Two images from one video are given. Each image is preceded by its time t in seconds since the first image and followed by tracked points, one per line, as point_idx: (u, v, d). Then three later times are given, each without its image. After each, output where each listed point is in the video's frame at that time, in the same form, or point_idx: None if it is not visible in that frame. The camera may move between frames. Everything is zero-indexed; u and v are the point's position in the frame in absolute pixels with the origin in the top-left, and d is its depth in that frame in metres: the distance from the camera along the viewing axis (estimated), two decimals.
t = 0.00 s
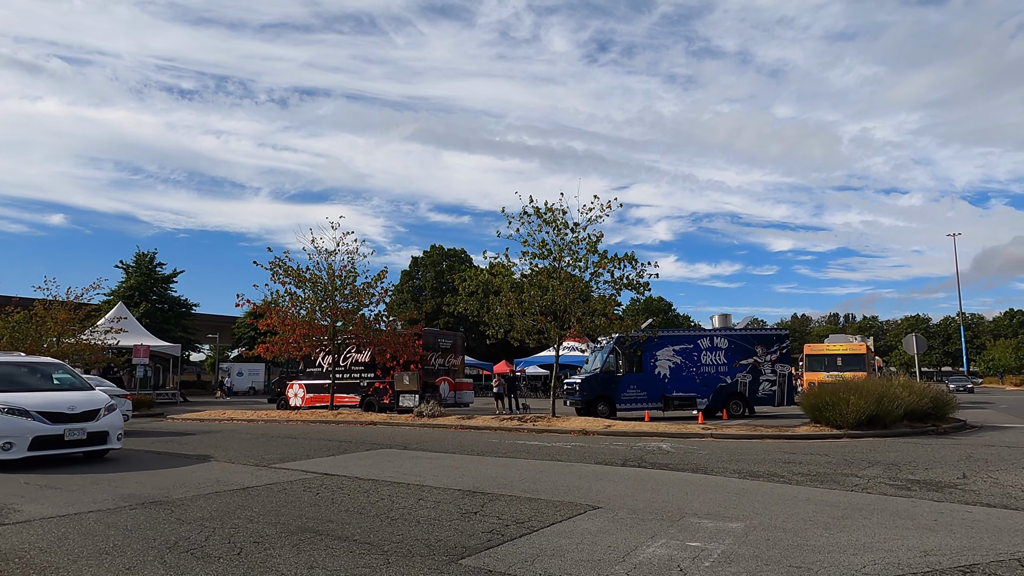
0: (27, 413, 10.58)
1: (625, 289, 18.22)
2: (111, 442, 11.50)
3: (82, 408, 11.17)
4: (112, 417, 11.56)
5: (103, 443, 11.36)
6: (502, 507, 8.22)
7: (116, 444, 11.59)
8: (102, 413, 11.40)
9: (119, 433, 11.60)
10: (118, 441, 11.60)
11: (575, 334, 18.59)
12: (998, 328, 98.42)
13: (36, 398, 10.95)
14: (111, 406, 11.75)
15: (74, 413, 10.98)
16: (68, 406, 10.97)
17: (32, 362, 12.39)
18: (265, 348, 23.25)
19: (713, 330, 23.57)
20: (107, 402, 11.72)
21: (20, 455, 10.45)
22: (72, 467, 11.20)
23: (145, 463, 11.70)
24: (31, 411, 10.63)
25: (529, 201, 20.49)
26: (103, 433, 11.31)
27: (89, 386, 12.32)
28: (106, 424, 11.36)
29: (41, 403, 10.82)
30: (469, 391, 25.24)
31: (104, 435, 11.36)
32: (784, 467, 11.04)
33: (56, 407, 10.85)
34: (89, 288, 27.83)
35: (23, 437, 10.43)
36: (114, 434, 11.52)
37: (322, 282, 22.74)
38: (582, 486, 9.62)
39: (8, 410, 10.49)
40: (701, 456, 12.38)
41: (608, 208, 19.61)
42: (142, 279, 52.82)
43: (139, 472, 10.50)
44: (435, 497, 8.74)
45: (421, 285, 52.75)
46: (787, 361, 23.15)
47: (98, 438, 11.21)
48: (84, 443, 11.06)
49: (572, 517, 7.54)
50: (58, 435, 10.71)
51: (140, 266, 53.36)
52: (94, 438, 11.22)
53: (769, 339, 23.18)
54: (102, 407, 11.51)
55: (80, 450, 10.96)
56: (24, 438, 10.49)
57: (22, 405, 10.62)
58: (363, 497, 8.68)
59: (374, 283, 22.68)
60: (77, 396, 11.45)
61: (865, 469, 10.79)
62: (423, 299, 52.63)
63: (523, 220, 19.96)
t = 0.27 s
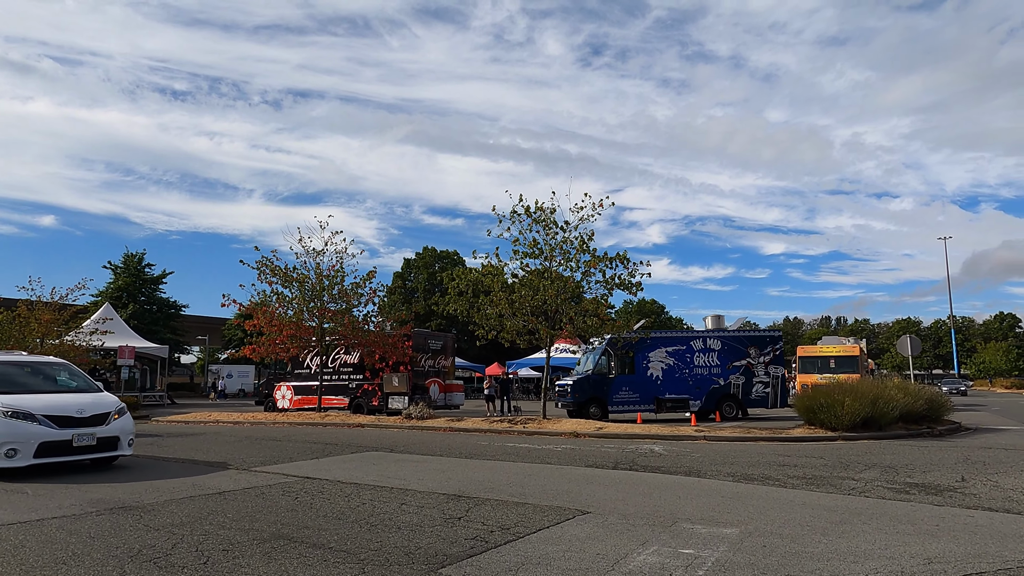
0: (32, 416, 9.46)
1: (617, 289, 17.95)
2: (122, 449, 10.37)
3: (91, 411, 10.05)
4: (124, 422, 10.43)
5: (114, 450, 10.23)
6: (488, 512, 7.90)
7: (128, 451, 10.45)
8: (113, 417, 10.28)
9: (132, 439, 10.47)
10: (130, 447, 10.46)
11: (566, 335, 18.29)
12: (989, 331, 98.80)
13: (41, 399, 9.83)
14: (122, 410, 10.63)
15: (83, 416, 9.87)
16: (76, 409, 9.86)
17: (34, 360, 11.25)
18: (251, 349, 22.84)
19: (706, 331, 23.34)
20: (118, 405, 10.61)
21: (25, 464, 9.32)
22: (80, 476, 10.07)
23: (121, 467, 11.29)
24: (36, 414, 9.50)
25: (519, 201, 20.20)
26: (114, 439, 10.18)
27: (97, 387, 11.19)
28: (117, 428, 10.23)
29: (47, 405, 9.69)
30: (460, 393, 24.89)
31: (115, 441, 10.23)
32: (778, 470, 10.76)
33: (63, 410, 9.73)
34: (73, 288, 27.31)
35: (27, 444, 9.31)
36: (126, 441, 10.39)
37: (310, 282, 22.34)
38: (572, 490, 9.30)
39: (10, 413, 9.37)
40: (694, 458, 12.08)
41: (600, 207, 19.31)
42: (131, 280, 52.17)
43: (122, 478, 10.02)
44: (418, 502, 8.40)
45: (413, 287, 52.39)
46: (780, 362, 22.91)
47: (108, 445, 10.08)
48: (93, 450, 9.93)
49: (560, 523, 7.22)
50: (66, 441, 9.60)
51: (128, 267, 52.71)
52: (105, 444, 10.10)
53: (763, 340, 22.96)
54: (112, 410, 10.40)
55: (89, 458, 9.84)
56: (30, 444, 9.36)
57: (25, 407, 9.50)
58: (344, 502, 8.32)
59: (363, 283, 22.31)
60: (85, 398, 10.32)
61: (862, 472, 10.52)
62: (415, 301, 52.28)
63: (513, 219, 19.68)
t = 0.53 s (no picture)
0: (32, 427, 8.71)
1: (606, 294, 17.67)
2: (128, 462, 9.58)
3: (95, 422, 9.30)
4: (131, 433, 9.66)
5: (120, 464, 9.45)
6: (470, 526, 7.55)
7: (135, 464, 9.67)
8: (119, 428, 9.52)
9: (138, 452, 9.69)
10: (136, 461, 9.68)
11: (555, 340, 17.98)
12: (975, 336, 99.52)
13: (41, 409, 9.07)
14: (128, 420, 9.87)
15: (87, 427, 9.11)
16: (79, 419, 9.11)
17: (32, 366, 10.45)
18: (233, 354, 22.40)
19: (695, 335, 23.12)
20: (124, 415, 9.85)
21: (25, 480, 8.54)
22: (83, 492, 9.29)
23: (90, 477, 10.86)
24: (36, 424, 8.75)
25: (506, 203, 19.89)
26: (119, 452, 9.41)
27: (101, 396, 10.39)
28: (123, 440, 9.46)
29: (48, 415, 8.93)
30: (446, 398, 24.49)
31: (120, 453, 9.45)
32: (769, 479, 10.48)
33: (65, 421, 8.97)
34: (50, 292, 26.71)
35: (26, 457, 8.55)
36: (132, 453, 9.61)
37: (292, 286, 21.90)
38: (557, 501, 8.97)
39: (7, 423, 8.61)
40: (684, 467, 11.78)
41: (588, 209, 19.01)
42: (114, 283, 51.36)
43: (89, 489, 9.59)
44: (397, 515, 8.03)
45: (401, 290, 51.93)
46: (770, 367, 22.71)
47: (114, 457, 9.31)
48: (97, 463, 9.16)
49: (544, 538, 6.89)
50: (68, 454, 8.83)
51: (112, 270, 51.90)
52: (110, 456, 9.33)
53: (752, 345, 22.75)
54: (118, 421, 9.64)
55: (93, 472, 9.07)
56: (30, 459, 8.59)
57: (24, 418, 8.73)
58: (319, 515, 7.94)
59: (347, 287, 21.90)
60: (89, 407, 9.57)
61: (855, 481, 10.25)
62: (403, 305, 51.82)
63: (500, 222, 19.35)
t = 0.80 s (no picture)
0: (39, 433, 7.92)
1: (594, 294, 17.43)
2: (140, 472, 8.78)
3: (106, 428, 8.50)
4: (143, 440, 8.86)
5: (132, 473, 8.66)
6: (453, 533, 7.25)
7: (147, 474, 8.87)
8: (130, 434, 8.72)
9: (151, 460, 8.90)
10: (149, 471, 8.87)
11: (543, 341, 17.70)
12: (959, 339, 100.36)
13: (48, 413, 8.28)
14: (140, 426, 9.08)
15: (98, 433, 8.32)
16: (89, 425, 8.31)
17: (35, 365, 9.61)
18: (215, 356, 21.95)
19: (684, 337, 22.94)
20: (135, 419, 9.06)
21: (30, 492, 7.73)
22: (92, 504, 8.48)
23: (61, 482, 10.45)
24: (43, 430, 7.95)
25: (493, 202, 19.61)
26: (132, 460, 8.61)
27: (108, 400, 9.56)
28: (135, 447, 8.67)
29: (56, 421, 8.13)
30: (433, 401, 24.15)
31: (133, 462, 8.66)
32: (761, 483, 10.26)
33: (75, 426, 8.17)
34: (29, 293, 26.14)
35: (32, 466, 7.74)
36: (145, 462, 8.82)
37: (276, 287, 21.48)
38: (545, 506, 8.69)
39: (11, 430, 7.82)
40: (673, 470, 11.54)
41: (576, 209, 18.74)
42: (96, 285, 50.53)
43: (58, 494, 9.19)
44: (378, 522, 7.71)
45: (389, 293, 51.49)
46: (759, 370, 22.55)
47: (126, 467, 8.52)
48: (109, 473, 8.36)
49: (530, 545, 6.61)
50: (78, 463, 8.03)
51: (94, 272, 51.05)
52: (122, 465, 8.54)
53: (741, 347, 22.59)
54: (129, 426, 8.84)
55: (104, 483, 8.27)
56: (37, 469, 7.78)
57: (29, 423, 7.93)
58: (296, 523, 7.60)
59: (332, 287, 21.50)
60: (98, 411, 8.76)
61: (848, 485, 10.04)
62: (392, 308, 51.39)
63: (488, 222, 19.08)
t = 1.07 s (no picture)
0: (49, 442, 7.15)
1: (583, 295, 17.19)
2: (156, 483, 8.00)
3: (121, 435, 7.74)
4: (159, 449, 8.10)
5: (148, 484, 7.89)
6: (436, 542, 6.95)
7: (164, 485, 8.11)
8: (145, 442, 7.96)
9: (168, 470, 8.14)
10: (165, 482, 8.09)
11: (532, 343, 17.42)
12: (946, 342, 101.05)
13: (57, 420, 7.52)
14: (156, 432, 8.30)
15: (112, 442, 7.55)
16: (102, 432, 7.54)
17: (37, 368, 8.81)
18: (198, 358, 21.52)
19: (675, 339, 22.74)
20: (150, 426, 8.28)
21: (39, 507, 6.94)
22: (105, 519, 7.69)
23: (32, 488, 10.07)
24: (53, 439, 7.18)
25: (480, 202, 19.33)
26: (148, 471, 7.84)
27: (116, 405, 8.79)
28: (151, 457, 7.90)
29: (66, 428, 7.37)
30: (421, 403, 23.81)
31: (148, 472, 7.88)
32: (754, 488, 10.03)
33: (87, 434, 7.41)
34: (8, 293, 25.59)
35: (41, 479, 6.95)
36: (161, 473, 8.05)
37: (260, 287, 21.07)
38: (533, 513, 8.41)
39: (17, 438, 7.05)
40: (663, 475, 11.29)
41: (565, 208, 18.45)
42: (80, 285, 49.82)
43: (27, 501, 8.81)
44: (358, 531, 7.41)
45: (378, 295, 51.07)
46: (750, 372, 22.38)
47: (142, 478, 7.75)
48: (124, 485, 7.59)
49: (516, 555, 6.33)
50: (91, 475, 7.24)
51: (78, 272, 50.31)
52: (137, 476, 7.76)
53: (732, 349, 22.41)
54: (144, 434, 8.07)
55: (120, 496, 7.50)
56: (45, 481, 7.00)
57: (37, 431, 7.16)
58: (272, 532, 7.27)
59: (319, 288, 21.10)
60: (111, 417, 8.00)
61: (843, 490, 9.82)
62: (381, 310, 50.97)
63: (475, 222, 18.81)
